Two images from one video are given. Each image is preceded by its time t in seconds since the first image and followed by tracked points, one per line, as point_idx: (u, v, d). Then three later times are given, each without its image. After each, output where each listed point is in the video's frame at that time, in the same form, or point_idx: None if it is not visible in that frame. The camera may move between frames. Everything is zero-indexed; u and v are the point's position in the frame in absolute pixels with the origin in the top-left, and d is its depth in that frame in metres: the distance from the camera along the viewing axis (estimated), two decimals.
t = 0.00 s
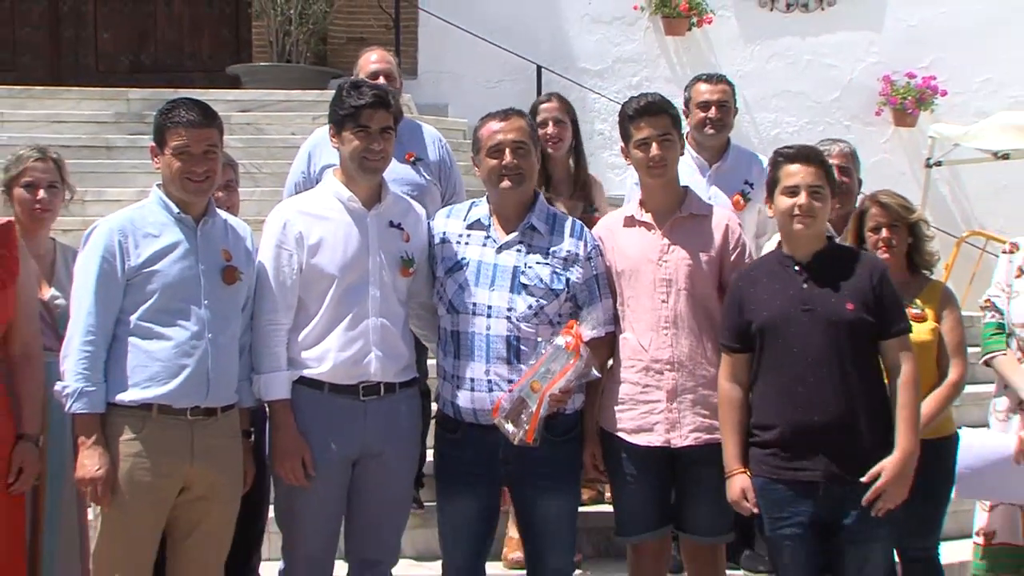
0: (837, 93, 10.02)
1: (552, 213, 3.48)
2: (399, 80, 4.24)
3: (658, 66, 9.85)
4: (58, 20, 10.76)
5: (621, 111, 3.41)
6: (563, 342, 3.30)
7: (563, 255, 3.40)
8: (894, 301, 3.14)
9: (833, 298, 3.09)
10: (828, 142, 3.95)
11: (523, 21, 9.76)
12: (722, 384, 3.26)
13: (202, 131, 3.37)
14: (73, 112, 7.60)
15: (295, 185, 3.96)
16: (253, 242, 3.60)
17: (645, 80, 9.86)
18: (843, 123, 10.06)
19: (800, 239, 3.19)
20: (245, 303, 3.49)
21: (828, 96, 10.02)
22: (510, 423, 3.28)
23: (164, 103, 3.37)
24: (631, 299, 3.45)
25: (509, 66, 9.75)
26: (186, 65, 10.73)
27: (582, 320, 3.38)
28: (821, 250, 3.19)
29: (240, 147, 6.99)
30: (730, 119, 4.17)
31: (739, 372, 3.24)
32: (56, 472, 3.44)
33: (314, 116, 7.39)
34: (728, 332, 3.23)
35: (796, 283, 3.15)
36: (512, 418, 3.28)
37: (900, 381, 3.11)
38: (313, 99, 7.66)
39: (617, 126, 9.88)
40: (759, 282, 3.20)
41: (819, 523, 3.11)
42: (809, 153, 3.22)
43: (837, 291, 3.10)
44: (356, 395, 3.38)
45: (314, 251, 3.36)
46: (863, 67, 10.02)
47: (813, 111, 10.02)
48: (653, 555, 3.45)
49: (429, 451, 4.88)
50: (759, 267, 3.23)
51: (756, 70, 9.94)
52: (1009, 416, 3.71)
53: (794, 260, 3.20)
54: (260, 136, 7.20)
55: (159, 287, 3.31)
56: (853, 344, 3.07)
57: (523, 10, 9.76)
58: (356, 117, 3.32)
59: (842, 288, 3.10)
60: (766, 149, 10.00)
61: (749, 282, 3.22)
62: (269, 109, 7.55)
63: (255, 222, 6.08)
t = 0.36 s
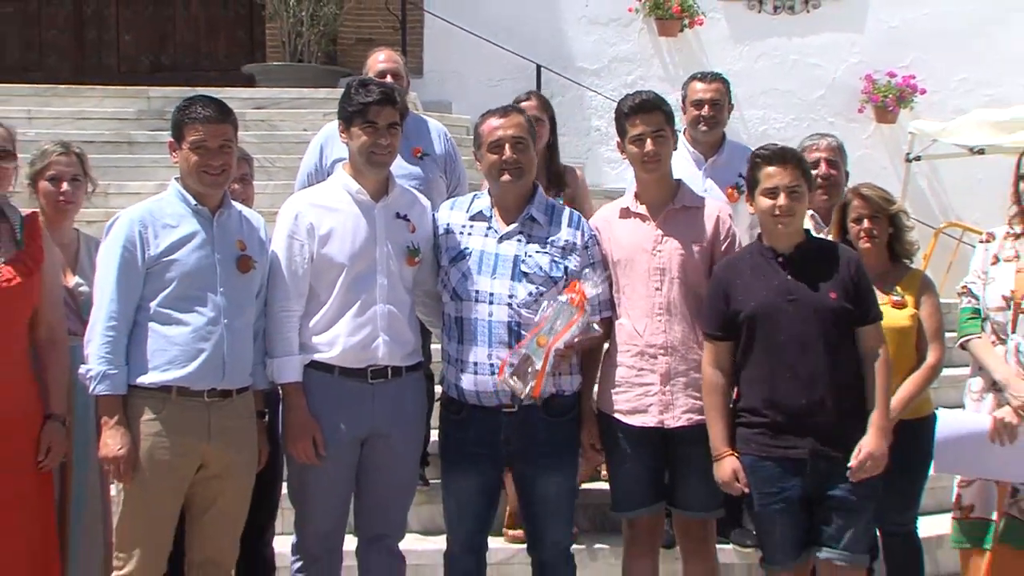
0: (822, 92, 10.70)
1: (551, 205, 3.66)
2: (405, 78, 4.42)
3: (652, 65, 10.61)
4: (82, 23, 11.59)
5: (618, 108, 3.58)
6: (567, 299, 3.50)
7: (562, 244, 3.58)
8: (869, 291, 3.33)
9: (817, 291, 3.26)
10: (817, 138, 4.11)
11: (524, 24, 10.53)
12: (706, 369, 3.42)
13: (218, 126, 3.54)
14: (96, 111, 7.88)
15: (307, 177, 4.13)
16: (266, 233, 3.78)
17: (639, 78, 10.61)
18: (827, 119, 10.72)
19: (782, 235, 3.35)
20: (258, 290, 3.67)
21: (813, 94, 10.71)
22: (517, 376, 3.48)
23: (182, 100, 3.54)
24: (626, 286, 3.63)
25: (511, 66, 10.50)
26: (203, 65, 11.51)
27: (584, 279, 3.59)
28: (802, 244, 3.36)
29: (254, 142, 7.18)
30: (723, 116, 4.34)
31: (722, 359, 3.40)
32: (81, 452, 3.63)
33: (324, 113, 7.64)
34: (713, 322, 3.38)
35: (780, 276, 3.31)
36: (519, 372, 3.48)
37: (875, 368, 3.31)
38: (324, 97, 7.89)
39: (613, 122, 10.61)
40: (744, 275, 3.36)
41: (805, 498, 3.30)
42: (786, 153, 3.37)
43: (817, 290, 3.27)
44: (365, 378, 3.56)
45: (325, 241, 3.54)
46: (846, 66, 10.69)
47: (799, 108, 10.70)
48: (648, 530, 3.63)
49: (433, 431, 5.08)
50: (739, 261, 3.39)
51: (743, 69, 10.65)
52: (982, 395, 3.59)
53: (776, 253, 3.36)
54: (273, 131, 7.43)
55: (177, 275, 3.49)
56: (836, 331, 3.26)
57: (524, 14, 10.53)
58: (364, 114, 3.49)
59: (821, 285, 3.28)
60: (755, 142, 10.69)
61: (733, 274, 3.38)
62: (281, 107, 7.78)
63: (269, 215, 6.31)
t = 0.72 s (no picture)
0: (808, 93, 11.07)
1: (551, 201, 3.85)
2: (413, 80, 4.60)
3: (647, 67, 11.01)
4: (108, 28, 12.15)
5: (615, 109, 3.76)
6: (565, 291, 3.68)
7: (561, 237, 3.77)
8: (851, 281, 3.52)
9: (800, 281, 3.45)
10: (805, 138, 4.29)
11: (527, 27, 10.97)
12: (696, 358, 3.61)
13: (236, 125, 3.72)
14: (119, 112, 8.12)
15: (319, 175, 4.31)
16: (281, 227, 3.97)
17: (635, 82, 10.99)
18: (814, 120, 11.06)
19: (764, 228, 3.54)
20: (274, 282, 3.85)
21: (800, 96, 11.09)
22: (518, 363, 3.65)
23: (201, 101, 3.73)
24: (624, 278, 3.82)
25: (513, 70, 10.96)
26: (222, 68, 11.99)
27: (582, 271, 3.77)
28: (784, 237, 3.55)
29: (270, 142, 7.37)
30: (721, 116, 4.51)
31: (709, 347, 3.61)
32: (107, 434, 3.84)
33: (336, 114, 7.84)
34: (699, 313, 3.59)
35: (764, 268, 3.50)
36: (520, 360, 3.65)
37: (857, 358, 3.51)
38: (336, 98, 8.08)
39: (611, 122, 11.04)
40: (730, 268, 3.55)
41: (792, 480, 3.49)
42: (767, 150, 3.57)
43: (797, 277, 3.46)
44: (375, 366, 3.75)
45: (336, 235, 3.73)
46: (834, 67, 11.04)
47: (789, 109, 11.09)
48: (643, 511, 3.83)
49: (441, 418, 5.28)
50: (726, 255, 3.58)
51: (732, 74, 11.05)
52: (960, 380, 3.76)
53: (759, 247, 3.55)
54: (286, 132, 7.64)
55: (197, 268, 3.67)
56: (819, 320, 3.44)
57: (526, 22, 10.96)
58: (373, 114, 3.67)
59: (802, 273, 3.47)
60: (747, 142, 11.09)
61: (720, 267, 3.57)
62: (297, 108, 7.97)
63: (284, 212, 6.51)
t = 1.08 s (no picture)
0: (795, 98, 11.49)
1: (552, 198, 4.08)
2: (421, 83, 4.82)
3: (641, 72, 11.44)
4: (135, 37, 12.35)
5: (614, 111, 3.98)
6: (564, 291, 3.88)
7: (562, 233, 4.00)
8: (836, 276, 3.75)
9: (788, 276, 3.68)
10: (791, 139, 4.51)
11: (530, 33, 11.36)
12: (689, 345, 3.83)
13: (256, 127, 3.95)
14: (147, 115, 8.41)
15: (334, 175, 4.54)
16: (298, 223, 4.21)
17: (631, 86, 11.44)
18: (799, 123, 11.51)
19: (756, 225, 3.75)
20: (291, 275, 4.08)
21: (786, 100, 11.50)
22: (520, 360, 3.84)
23: (222, 105, 3.96)
24: (620, 272, 4.05)
25: (518, 73, 11.35)
26: (243, 74, 12.22)
27: (579, 270, 4.01)
28: (776, 234, 3.77)
29: (286, 143, 7.60)
30: (715, 118, 4.72)
31: (702, 335, 3.82)
32: (133, 419, 4.08)
33: (349, 117, 8.09)
34: (693, 303, 3.80)
35: (754, 262, 3.73)
36: (521, 356, 3.84)
37: (837, 346, 3.72)
38: (349, 101, 8.36)
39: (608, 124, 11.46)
40: (723, 261, 3.77)
41: (777, 461, 3.72)
42: (757, 151, 3.78)
43: (787, 274, 3.69)
44: (385, 354, 3.98)
45: (350, 231, 3.96)
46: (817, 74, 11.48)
47: (774, 112, 11.50)
48: (638, 491, 4.05)
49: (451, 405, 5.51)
50: (720, 248, 3.80)
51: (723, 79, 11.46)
52: (936, 367, 4.00)
53: (750, 242, 3.77)
54: (302, 133, 7.88)
55: (219, 261, 3.91)
56: (805, 314, 3.67)
57: (529, 29, 11.36)
58: (384, 117, 3.89)
59: (791, 270, 3.69)
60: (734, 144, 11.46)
61: (714, 260, 3.79)
62: (313, 111, 8.21)
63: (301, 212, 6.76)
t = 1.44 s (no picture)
0: (782, 103, 11.73)
1: (553, 196, 4.31)
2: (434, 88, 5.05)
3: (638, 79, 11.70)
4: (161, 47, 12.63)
5: (613, 113, 4.20)
6: (566, 286, 4.09)
7: (563, 229, 4.23)
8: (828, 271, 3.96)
9: (782, 268, 3.90)
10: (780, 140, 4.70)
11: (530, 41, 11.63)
12: (689, 333, 4.06)
13: (273, 128, 4.18)
14: (172, 117, 8.65)
15: (349, 176, 4.77)
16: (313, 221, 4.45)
17: (630, 90, 11.68)
18: (787, 125, 11.75)
19: (753, 221, 3.97)
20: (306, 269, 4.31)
21: (775, 104, 11.74)
22: (526, 350, 4.07)
23: (242, 108, 4.19)
24: (619, 266, 4.28)
25: (520, 78, 11.63)
26: (262, 80, 12.45)
27: (580, 266, 4.23)
28: (773, 229, 4.00)
29: (305, 144, 7.84)
30: (708, 120, 4.92)
31: (701, 322, 4.05)
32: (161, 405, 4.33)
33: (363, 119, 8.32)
34: (693, 292, 4.04)
35: (751, 255, 3.96)
36: (527, 347, 4.07)
37: (828, 335, 3.93)
38: (362, 105, 8.59)
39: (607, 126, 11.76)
40: (721, 254, 4.00)
41: (767, 444, 3.95)
42: (759, 151, 3.98)
43: (784, 266, 3.91)
44: (396, 343, 4.21)
45: (363, 227, 4.20)
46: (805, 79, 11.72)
47: (761, 116, 11.76)
48: (635, 472, 4.28)
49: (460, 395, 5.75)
50: (720, 241, 4.04)
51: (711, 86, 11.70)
52: (916, 356, 4.25)
53: (749, 236, 3.99)
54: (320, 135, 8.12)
55: (239, 256, 4.14)
56: (797, 305, 3.89)
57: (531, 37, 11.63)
58: (395, 119, 4.12)
59: (788, 263, 3.91)
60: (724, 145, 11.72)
61: (712, 253, 4.02)
62: (329, 114, 8.46)
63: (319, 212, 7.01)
